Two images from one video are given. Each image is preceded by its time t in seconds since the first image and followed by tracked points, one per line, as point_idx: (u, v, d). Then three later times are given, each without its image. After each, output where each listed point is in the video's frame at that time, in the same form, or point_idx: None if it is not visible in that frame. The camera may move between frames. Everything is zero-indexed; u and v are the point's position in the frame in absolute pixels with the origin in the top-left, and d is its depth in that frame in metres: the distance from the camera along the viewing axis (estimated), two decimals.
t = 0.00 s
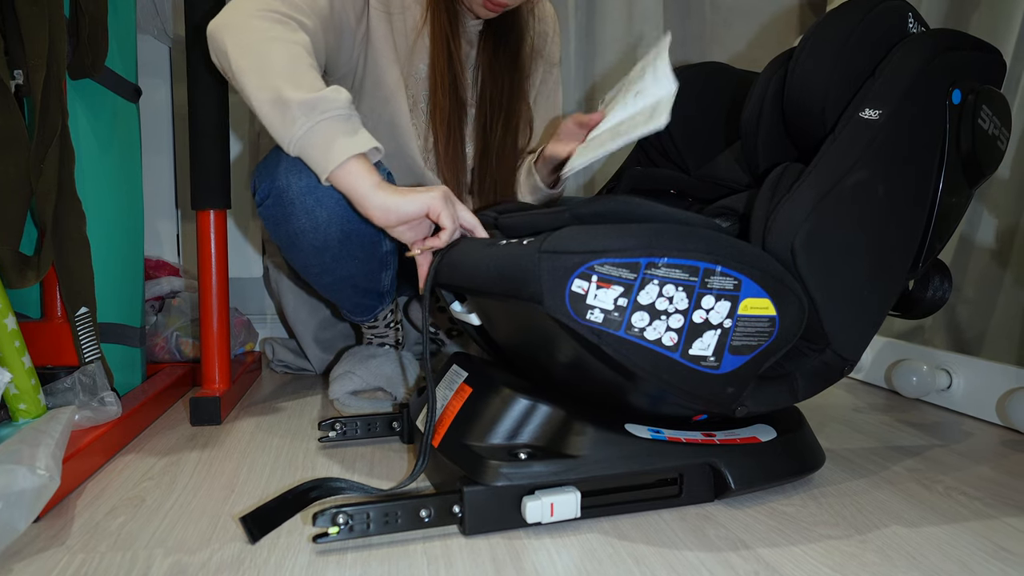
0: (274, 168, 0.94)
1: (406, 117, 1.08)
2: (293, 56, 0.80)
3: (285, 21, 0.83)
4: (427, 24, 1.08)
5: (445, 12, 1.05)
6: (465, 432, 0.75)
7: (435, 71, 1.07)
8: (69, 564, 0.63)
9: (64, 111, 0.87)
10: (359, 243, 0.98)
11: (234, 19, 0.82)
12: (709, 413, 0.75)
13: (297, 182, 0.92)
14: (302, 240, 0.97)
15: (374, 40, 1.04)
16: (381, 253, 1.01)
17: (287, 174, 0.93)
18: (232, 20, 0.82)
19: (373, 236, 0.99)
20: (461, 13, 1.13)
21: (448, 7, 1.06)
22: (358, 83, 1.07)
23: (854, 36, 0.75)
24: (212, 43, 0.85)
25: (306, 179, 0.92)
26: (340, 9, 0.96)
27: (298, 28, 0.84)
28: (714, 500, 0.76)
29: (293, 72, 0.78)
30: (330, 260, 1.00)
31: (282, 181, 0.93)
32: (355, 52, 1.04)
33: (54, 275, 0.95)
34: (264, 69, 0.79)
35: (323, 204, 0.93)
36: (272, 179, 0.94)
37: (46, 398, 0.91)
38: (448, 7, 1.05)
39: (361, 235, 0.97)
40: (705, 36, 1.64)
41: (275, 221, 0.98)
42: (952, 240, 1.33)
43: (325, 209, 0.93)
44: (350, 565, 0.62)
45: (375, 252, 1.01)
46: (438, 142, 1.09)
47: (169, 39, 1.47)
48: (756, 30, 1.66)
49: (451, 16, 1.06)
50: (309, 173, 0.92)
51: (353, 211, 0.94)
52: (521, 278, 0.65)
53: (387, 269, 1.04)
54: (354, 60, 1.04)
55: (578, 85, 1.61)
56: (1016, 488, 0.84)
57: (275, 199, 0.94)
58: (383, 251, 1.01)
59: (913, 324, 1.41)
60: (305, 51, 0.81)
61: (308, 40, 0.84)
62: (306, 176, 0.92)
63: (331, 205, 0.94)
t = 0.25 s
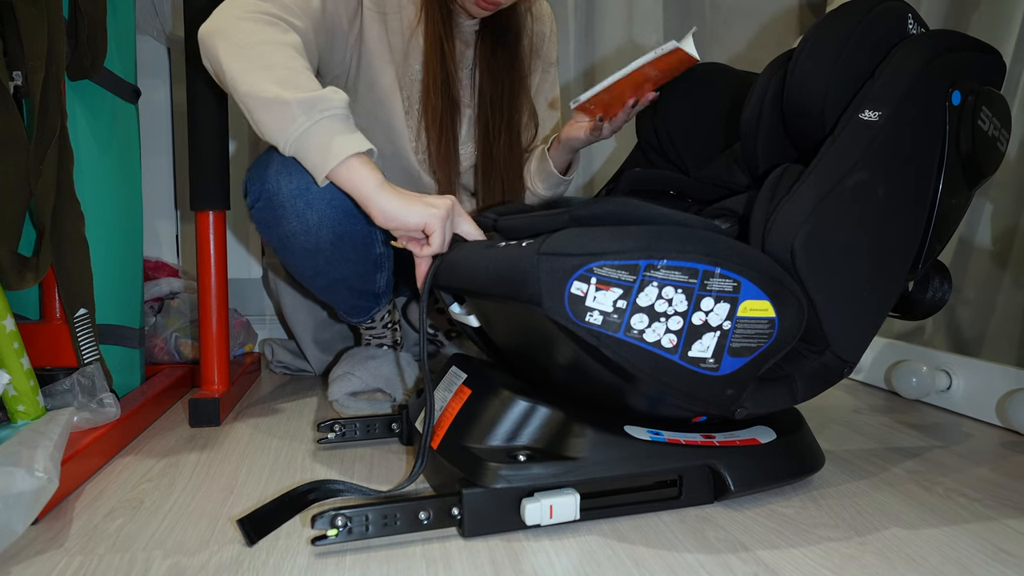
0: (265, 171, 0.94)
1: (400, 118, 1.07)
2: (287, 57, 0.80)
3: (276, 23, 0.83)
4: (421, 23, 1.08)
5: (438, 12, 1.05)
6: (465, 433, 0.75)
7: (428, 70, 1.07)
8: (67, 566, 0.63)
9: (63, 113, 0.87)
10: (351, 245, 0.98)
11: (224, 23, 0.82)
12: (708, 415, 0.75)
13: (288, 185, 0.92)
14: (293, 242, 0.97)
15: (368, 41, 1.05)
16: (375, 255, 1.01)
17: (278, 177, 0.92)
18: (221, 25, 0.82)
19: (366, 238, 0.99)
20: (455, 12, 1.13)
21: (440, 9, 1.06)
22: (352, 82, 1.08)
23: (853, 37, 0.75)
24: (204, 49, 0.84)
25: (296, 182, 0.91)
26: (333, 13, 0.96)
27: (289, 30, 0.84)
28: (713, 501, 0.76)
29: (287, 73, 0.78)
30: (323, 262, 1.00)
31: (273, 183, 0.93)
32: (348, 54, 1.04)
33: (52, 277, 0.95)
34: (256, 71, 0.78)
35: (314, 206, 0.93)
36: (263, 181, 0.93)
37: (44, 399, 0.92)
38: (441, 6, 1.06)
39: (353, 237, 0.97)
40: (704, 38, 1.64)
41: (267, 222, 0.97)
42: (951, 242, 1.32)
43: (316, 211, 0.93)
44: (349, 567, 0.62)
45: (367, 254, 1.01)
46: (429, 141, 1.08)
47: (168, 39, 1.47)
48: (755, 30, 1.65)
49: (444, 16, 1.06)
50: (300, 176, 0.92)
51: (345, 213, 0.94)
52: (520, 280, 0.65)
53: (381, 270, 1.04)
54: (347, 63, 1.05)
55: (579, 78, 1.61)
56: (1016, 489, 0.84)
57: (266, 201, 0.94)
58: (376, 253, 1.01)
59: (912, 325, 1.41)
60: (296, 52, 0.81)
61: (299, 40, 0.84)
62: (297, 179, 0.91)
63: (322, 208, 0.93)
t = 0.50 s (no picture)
0: (269, 174, 0.94)
1: (401, 115, 1.07)
2: (287, 58, 0.80)
3: (276, 25, 0.82)
4: (417, 24, 1.08)
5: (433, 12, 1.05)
6: (463, 434, 0.75)
7: (422, 72, 1.07)
8: (66, 567, 0.63)
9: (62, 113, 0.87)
10: (355, 250, 0.98)
11: (223, 24, 0.82)
12: (707, 415, 0.75)
13: (292, 189, 0.92)
14: (298, 246, 0.97)
15: (366, 41, 1.04)
16: (378, 259, 1.01)
17: (283, 180, 0.92)
18: (219, 27, 0.82)
19: (370, 242, 0.98)
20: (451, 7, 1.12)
21: (437, 7, 1.05)
22: (349, 82, 1.07)
23: (851, 38, 0.75)
24: (203, 51, 0.84)
25: (301, 186, 0.91)
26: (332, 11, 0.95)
27: (289, 32, 0.84)
28: (712, 502, 0.76)
29: (287, 75, 0.78)
30: (326, 266, 0.99)
31: (277, 187, 0.93)
32: (347, 52, 1.03)
33: (51, 277, 0.95)
34: (258, 73, 0.78)
35: (318, 210, 0.92)
36: (267, 185, 0.93)
37: (44, 400, 0.92)
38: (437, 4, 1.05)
39: (357, 241, 0.96)
40: (702, 39, 1.64)
41: (271, 227, 0.97)
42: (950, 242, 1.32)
43: (321, 215, 0.93)
44: (348, 568, 0.62)
45: (371, 258, 1.00)
46: (425, 143, 1.09)
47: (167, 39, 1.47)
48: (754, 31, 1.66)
49: (440, 15, 1.06)
50: (305, 180, 0.92)
51: (349, 217, 0.94)
52: (519, 281, 0.65)
53: (383, 274, 1.04)
54: (346, 60, 1.04)
55: (578, 74, 1.60)
56: (1014, 489, 0.84)
57: (271, 205, 0.94)
58: (379, 257, 1.00)
59: (911, 325, 1.41)
60: (297, 54, 0.81)
61: (299, 42, 0.84)
62: (301, 182, 0.91)
63: (327, 212, 0.93)
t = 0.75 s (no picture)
0: (266, 175, 0.93)
1: (400, 115, 1.07)
2: (285, 58, 0.80)
3: (274, 25, 0.82)
4: (416, 29, 1.08)
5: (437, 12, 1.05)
6: (461, 434, 0.75)
7: (425, 71, 1.07)
8: (62, 567, 0.63)
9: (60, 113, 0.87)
10: (352, 250, 0.97)
11: (221, 24, 0.82)
12: (705, 415, 0.75)
13: (289, 189, 0.91)
14: (294, 246, 0.96)
15: (365, 42, 1.05)
16: (375, 259, 1.00)
17: (279, 181, 0.92)
18: (217, 27, 0.82)
19: (366, 242, 0.97)
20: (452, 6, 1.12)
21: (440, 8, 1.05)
22: (347, 82, 1.07)
23: (850, 38, 0.75)
24: (201, 51, 0.84)
25: (297, 187, 0.91)
26: (332, 13, 0.95)
27: (287, 32, 0.84)
28: (710, 502, 0.76)
29: (285, 75, 0.78)
30: (322, 266, 0.99)
31: (274, 187, 0.92)
32: (346, 53, 1.03)
33: (49, 277, 0.95)
34: (255, 72, 0.78)
35: (314, 211, 0.92)
36: (264, 185, 0.93)
37: (41, 400, 0.92)
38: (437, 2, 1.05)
39: (354, 242, 0.96)
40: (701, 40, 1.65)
41: (267, 227, 0.97)
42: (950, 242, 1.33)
43: (317, 216, 0.92)
44: (345, 568, 0.62)
45: (368, 258, 1.00)
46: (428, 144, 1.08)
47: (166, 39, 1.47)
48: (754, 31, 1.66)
49: (443, 14, 1.06)
50: (301, 181, 0.91)
51: (346, 218, 0.93)
52: (517, 281, 0.65)
53: (380, 274, 1.03)
54: (344, 60, 1.04)
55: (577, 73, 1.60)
56: (1013, 489, 0.84)
57: (267, 206, 0.94)
58: (376, 258, 1.00)
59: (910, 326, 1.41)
60: (294, 54, 0.81)
61: (297, 42, 0.84)
62: (298, 183, 0.91)
63: (323, 213, 0.92)
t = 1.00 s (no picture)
0: (267, 171, 0.93)
1: (400, 114, 1.07)
2: (285, 56, 0.80)
3: (274, 24, 0.83)
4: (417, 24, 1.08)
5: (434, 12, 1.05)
6: (460, 432, 0.75)
7: (428, 70, 1.06)
8: (61, 566, 0.63)
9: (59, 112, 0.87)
10: (353, 247, 0.97)
11: (221, 23, 0.82)
12: (705, 414, 0.75)
13: (290, 185, 0.91)
14: (296, 242, 0.96)
15: (365, 42, 1.04)
16: (375, 257, 1.00)
17: (281, 177, 0.92)
18: (218, 26, 0.82)
19: (367, 239, 0.98)
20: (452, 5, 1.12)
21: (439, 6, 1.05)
22: (347, 81, 1.07)
23: (849, 36, 0.75)
24: (201, 50, 0.84)
25: (299, 183, 0.91)
26: (332, 13, 0.95)
27: (287, 31, 0.84)
28: (709, 500, 0.76)
29: (285, 73, 0.78)
30: (323, 263, 0.99)
31: (275, 183, 0.92)
32: (346, 52, 1.03)
33: (49, 276, 0.95)
34: (256, 70, 0.78)
35: (315, 207, 0.92)
36: (265, 181, 0.93)
37: (41, 399, 0.92)
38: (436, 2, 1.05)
39: (355, 238, 0.96)
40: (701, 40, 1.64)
41: (268, 223, 0.97)
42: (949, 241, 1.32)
43: (318, 212, 0.92)
44: (344, 567, 0.62)
45: (368, 255, 1.00)
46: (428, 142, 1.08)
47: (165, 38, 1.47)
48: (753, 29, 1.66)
49: (444, 12, 1.06)
50: (303, 177, 0.91)
51: (347, 214, 0.93)
52: (516, 279, 0.65)
53: (380, 271, 1.03)
54: (345, 60, 1.04)
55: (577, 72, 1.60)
56: (1013, 488, 0.84)
57: (269, 202, 0.94)
58: (377, 255, 1.00)
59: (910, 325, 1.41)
60: (295, 52, 0.81)
61: (297, 41, 0.84)
62: (299, 179, 0.91)
63: (325, 209, 0.92)
